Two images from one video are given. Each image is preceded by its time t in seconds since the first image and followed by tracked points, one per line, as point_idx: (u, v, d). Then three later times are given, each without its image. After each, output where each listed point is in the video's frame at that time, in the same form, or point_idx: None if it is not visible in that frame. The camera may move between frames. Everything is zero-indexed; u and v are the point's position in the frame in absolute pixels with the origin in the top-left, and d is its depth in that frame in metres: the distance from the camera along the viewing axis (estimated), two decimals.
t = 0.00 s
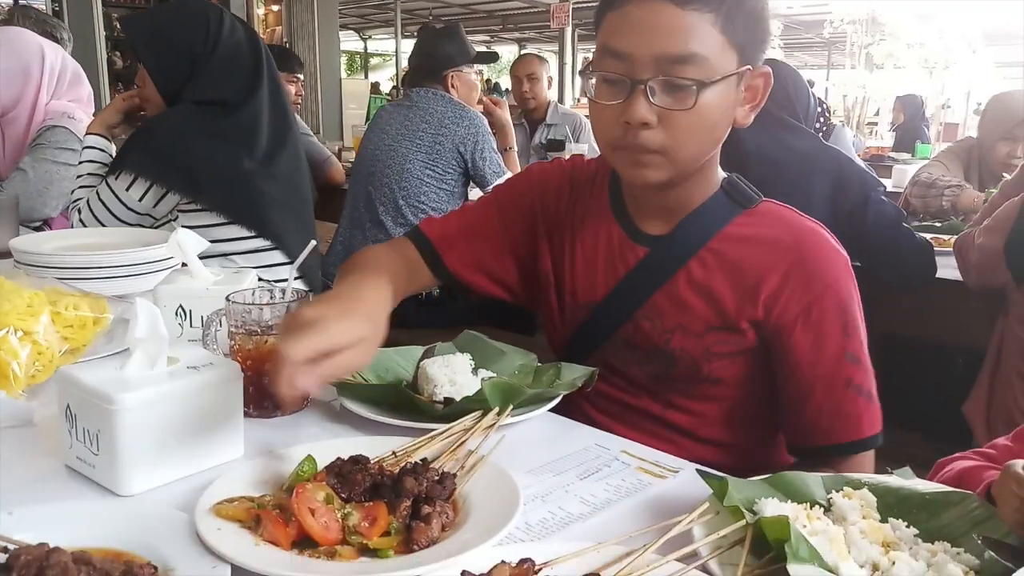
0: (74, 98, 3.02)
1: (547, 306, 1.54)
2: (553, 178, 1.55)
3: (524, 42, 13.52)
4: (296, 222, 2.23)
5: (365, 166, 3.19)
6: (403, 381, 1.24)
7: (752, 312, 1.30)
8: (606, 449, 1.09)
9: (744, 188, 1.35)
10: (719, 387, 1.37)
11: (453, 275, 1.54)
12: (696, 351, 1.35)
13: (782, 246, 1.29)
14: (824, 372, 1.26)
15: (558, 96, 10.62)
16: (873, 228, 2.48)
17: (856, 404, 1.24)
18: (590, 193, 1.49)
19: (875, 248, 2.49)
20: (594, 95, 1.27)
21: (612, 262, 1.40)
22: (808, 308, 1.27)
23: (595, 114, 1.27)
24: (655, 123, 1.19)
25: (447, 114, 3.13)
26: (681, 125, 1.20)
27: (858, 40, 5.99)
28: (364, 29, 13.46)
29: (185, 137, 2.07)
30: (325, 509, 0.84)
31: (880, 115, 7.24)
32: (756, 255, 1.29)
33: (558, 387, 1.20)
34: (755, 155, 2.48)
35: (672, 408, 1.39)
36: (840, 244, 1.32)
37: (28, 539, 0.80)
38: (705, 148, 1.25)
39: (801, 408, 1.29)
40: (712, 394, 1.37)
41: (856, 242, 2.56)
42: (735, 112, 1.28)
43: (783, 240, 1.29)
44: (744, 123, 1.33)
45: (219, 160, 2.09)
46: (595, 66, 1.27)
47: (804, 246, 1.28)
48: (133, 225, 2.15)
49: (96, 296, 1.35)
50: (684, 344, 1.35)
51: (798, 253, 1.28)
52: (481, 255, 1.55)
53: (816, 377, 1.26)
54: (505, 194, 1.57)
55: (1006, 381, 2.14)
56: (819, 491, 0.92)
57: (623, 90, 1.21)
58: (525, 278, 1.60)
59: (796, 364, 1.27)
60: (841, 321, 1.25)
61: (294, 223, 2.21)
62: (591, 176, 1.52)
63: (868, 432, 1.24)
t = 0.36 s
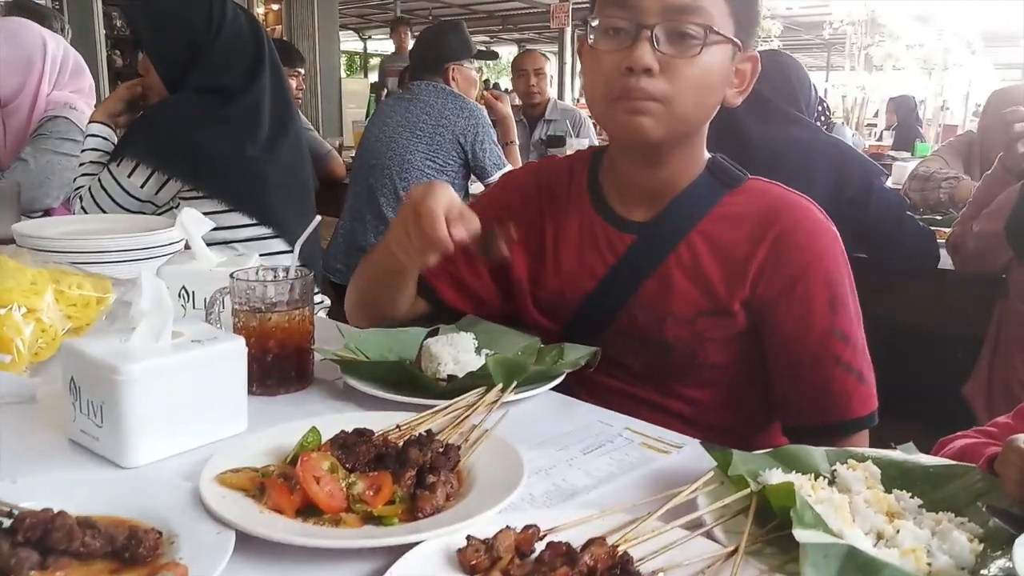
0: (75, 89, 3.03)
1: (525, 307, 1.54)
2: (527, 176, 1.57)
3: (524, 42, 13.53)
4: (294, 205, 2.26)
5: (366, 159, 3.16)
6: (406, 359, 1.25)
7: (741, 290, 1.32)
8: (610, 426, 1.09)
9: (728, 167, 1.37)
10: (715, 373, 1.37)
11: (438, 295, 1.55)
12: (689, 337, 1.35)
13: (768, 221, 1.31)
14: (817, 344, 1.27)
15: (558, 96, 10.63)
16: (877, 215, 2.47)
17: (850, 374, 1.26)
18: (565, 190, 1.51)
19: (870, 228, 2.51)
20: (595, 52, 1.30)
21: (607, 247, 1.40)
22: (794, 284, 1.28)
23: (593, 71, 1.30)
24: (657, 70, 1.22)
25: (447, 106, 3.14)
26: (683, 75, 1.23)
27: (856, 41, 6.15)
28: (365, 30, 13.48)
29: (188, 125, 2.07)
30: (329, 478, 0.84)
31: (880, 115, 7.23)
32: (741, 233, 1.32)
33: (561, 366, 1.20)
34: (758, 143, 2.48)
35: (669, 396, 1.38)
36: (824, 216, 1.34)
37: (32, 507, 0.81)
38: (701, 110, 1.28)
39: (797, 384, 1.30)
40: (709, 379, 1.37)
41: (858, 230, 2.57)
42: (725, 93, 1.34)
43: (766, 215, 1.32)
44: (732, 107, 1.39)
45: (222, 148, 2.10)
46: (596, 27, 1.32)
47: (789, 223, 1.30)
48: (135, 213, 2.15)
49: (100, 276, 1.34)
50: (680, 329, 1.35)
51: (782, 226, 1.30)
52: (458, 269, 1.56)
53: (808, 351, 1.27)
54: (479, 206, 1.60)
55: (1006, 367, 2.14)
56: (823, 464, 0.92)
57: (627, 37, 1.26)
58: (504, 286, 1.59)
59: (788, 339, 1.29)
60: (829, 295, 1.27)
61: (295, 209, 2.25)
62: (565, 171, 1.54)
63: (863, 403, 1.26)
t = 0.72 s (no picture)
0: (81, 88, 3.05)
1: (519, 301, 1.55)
2: (516, 170, 1.59)
3: (523, 43, 13.56)
4: (298, 200, 2.27)
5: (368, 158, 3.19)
6: (415, 347, 1.26)
7: (726, 275, 1.33)
8: (618, 412, 1.11)
9: (711, 158, 1.39)
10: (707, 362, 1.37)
11: (434, 292, 1.57)
12: (681, 326, 1.36)
13: (754, 207, 1.33)
14: (795, 330, 1.30)
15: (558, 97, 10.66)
16: (877, 210, 2.48)
17: (823, 361, 1.28)
18: (554, 184, 1.53)
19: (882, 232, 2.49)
20: (574, 60, 1.31)
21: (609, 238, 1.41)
22: (775, 267, 1.30)
23: (575, 83, 1.30)
24: (640, 82, 1.23)
25: (448, 103, 3.15)
26: (666, 85, 1.25)
27: (857, 41, 6.17)
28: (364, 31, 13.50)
29: (196, 123, 2.09)
30: (347, 459, 0.85)
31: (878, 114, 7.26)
32: (723, 220, 1.34)
33: (570, 354, 1.22)
34: (759, 140, 2.51)
35: (661, 383, 1.39)
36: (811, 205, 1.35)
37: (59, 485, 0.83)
38: (684, 114, 1.30)
39: (773, 369, 1.31)
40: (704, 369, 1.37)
41: (862, 228, 2.56)
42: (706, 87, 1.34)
43: (753, 201, 1.33)
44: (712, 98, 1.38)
45: (230, 146, 2.12)
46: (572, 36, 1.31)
47: (769, 208, 1.32)
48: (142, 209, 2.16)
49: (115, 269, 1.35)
50: (680, 321, 1.36)
51: (767, 212, 1.32)
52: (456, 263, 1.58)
53: (786, 334, 1.29)
54: (472, 203, 1.62)
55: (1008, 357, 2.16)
56: (829, 446, 0.94)
57: (607, 50, 1.26)
58: (501, 281, 1.60)
59: (767, 323, 1.31)
60: (806, 278, 1.29)
61: (299, 207, 2.26)
62: (552, 164, 1.56)
63: (836, 392, 1.27)
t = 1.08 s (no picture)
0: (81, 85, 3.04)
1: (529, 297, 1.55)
2: (525, 167, 1.59)
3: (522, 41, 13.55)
4: (300, 196, 2.28)
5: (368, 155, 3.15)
6: (423, 343, 1.25)
7: (738, 270, 1.35)
8: (628, 408, 1.11)
9: (729, 157, 1.39)
10: (717, 358, 1.38)
11: (443, 289, 1.58)
12: (691, 321, 1.37)
13: (768, 203, 1.34)
14: (808, 325, 1.31)
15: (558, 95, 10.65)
16: (880, 207, 2.53)
17: (837, 356, 1.28)
18: (562, 182, 1.52)
19: (883, 228, 2.55)
20: (612, 68, 1.29)
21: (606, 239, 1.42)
22: (791, 264, 1.32)
23: (618, 89, 1.28)
24: (691, 94, 1.23)
25: (450, 100, 3.16)
26: (715, 94, 1.24)
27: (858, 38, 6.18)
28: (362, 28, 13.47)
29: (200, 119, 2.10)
30: (359, 451, 0.86)
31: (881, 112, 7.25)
32: (738, 217, 1.35)
33: (578, 350, 1.22)
34: (763, 138, 2.46)
35: (667, 381, 1.40)
36: (829, 201, 1.36)
37: (75, 476, 0.84)
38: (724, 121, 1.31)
39: (783, 364, 1.33)
40: (714, 366, 1.39)
41: (862, 216, 2.59)
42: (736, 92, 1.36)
43: (767, 199, 1.34)
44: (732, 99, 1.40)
45: (234, 141, 2.13)
46: (611, 39, 1.29)
47: (785, 205, 1.33)
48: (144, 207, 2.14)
49: (121, 266, 1.35)
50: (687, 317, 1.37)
51: (783, 208, 1.33)
52: (465, 265, 1.59)
53: (798, 328, 1.32)
54: (481, 202, 1.62)
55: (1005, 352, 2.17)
56: (839, 440, 0.94)
57: (656, 61, 1.24)
58: (510, 278, 1.60)
59: (780, 319, 1.33)
60: (823, 275, 1.31)
61: (302, 203, 2.28)
62: (560, 160, 1.55)
63: (849, 387, 1.27)
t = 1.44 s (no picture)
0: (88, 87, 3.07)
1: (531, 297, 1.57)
2: (530, 169, 1.61)
3: (524, 42, 13.57)
4: (307, 195, 2.30)
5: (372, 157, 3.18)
6: (429, 340, 1.27)
7: (746, 270, 1.36)
8: (630, 403, 1.13)
9: (730, 160, 1.41)
10: (722, 357, 1.40)
11: (446, 287, 1.60)
12: (697, 321, 1.39)
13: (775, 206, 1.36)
14: (813, 322, 1.32)
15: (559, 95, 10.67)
16: (879, 206, 2.56)
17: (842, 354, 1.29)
18: (567, 185, 1.54)
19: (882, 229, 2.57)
20: (623, 74, 1.30)
21: (608, 239, 1.44)
22: (797, 263, 1.33)
23: (629, 95, 1.30)
24: (704, 101, 1.25)
25: (453, 101, 3.17)
26: (723, 101, 1.27)
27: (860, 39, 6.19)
28: (364, 29, 13.49)
29: (207, 122, 2.12)
30: (368, 445, 0.88)
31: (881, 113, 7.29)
32: (743, 218, 1.37)
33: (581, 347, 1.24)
34: (764, 138, 2.51)
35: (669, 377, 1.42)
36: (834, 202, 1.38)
37: (91, 470, 0.86)
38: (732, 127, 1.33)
39: (787, 361, 1.34)
40: (718, 364, 1.40)
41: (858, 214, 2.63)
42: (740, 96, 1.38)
43: (772, 201, 1.36)
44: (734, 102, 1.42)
45: (242, 144, 2.15)
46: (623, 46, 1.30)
47: (790, 207, 1.35)
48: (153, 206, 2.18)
49: (132, 264, 1.37)
50: (690, 314, 1.39)
51: (789, 209, 1.35)
52: (468, 264, 1.60)
53: (802, 325, 1.33)
54: (484, 202, 1.64)
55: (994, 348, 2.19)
56: (838, 435, 0.96)
57: (667, 68, 1.26)
58: (511, 277, 1.62)
59: (786, 317, 1.34)
60: (829, 274, 1.32)
61: (309, 204, 2.29)
62: (565, 163, 1.57)
63: (855, 384, 1.27)
